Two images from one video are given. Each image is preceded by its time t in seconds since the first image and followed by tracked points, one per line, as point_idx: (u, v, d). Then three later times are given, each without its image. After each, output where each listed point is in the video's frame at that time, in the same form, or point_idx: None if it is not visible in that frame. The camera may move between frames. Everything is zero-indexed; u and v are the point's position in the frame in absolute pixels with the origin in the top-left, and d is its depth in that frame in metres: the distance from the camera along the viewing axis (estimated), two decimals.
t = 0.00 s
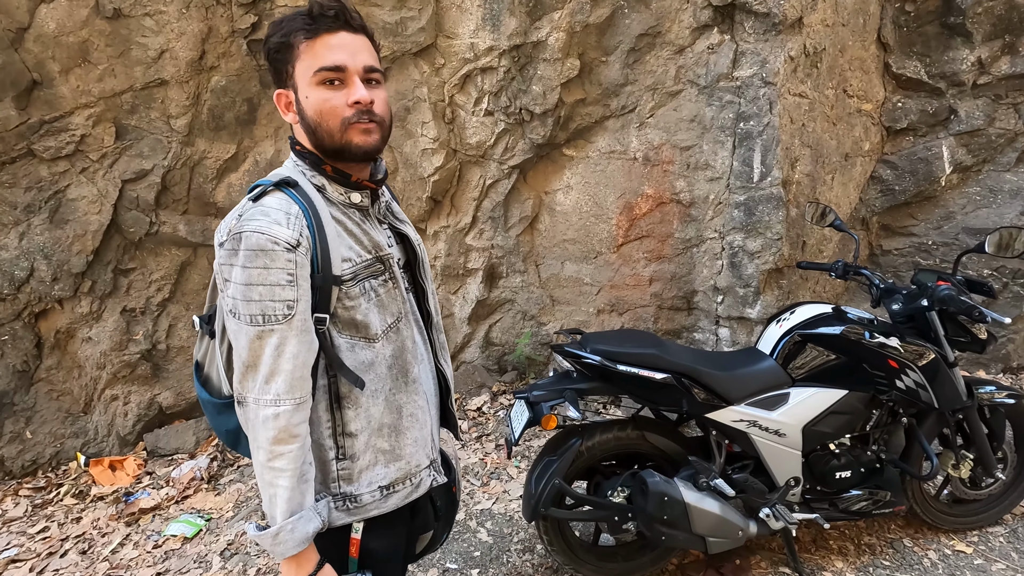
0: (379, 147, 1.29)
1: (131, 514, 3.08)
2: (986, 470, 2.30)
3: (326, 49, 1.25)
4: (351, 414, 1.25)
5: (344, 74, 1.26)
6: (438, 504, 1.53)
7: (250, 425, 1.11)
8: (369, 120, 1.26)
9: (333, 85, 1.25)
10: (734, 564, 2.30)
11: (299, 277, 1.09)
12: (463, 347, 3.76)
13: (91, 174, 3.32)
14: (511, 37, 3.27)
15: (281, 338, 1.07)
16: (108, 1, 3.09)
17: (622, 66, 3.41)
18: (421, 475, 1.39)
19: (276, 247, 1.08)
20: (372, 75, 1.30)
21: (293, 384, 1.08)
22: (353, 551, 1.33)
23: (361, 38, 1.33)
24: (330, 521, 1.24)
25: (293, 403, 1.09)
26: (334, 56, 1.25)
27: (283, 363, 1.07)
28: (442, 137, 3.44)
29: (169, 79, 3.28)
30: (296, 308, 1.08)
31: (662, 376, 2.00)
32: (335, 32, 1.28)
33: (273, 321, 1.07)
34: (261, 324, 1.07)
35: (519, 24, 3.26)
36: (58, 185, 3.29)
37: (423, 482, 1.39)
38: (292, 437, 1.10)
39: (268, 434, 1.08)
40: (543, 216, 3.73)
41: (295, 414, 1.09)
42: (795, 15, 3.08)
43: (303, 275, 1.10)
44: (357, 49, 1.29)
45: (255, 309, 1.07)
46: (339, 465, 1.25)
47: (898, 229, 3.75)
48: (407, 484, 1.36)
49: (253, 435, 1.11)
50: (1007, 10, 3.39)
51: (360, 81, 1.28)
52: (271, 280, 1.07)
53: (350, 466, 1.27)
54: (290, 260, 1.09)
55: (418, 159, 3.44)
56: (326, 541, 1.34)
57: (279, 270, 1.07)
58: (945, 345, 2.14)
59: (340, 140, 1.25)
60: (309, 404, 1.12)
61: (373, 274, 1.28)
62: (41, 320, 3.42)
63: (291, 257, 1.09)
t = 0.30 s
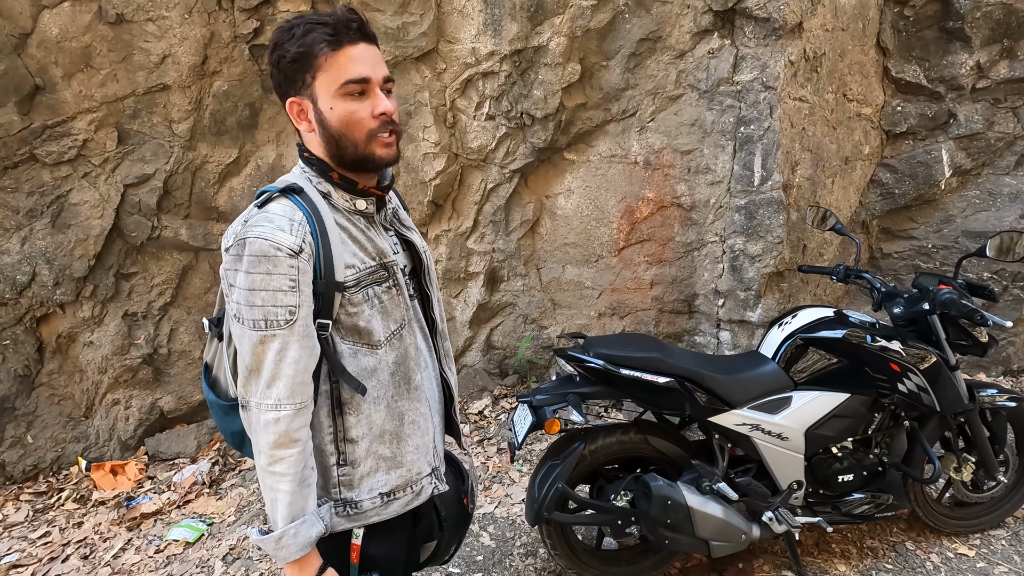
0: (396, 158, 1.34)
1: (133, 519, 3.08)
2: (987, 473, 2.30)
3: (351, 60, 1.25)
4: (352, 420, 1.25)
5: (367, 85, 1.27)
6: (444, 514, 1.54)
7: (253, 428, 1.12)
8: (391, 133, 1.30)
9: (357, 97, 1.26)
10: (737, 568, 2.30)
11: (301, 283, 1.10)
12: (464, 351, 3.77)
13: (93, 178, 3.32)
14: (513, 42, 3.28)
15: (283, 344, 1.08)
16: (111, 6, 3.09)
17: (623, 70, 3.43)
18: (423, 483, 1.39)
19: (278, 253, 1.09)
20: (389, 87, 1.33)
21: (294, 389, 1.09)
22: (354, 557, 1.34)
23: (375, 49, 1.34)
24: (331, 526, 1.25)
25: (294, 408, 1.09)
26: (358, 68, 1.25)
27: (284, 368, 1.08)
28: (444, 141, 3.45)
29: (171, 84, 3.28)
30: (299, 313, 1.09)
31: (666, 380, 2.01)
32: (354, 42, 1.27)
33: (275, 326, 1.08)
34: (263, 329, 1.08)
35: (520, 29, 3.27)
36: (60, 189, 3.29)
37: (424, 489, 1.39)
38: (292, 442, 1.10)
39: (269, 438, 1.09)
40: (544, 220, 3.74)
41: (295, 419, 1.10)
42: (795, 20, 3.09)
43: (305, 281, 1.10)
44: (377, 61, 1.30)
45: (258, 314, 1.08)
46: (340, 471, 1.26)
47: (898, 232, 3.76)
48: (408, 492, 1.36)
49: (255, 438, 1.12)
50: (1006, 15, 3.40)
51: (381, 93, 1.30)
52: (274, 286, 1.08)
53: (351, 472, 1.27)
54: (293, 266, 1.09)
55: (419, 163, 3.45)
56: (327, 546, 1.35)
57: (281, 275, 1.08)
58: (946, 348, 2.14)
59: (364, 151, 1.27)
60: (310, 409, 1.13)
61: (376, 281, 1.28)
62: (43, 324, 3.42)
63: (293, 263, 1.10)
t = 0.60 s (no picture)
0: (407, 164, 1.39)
1: (134, 525, 3.08)
2: (986, 479, 2.31)
3: (366, 71, 1.29)
4: (356, 431, 1.27)
5: (382, 96, 1.30)
6: (448, 521, 1.56)
7: (259, 440, 1.14)
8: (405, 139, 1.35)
9: (374, 106, 1.29)
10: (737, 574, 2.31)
11: (303, 297, 1.12)
12: (464, 356, 3.78)
13: (95, 185, 3.33)
14: (513, 49, 3.31)
15: (286, 357, 1.10)
16: (114, 14, 3.10)
17: (622, 77, 3.45)
18: (427, 490, 1.41)
19: (281, 268, 1.10)
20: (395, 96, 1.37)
21: (298, 401, 1.11)
22: (358, 565, 1.35)
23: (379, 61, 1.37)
24: (337, 535, 1.26)
25: (298, 420, 1.11)
26: (372, 78, 1.28)
27: (288, 381, 1.10)
28: (444, 147, 3.47)
29: (174, 91, 3.28)
30: (301, 327, 1.11)
31: (666, 387, 2.02)
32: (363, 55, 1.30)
33: (278, 341, 1.10)
34: (267, 344, 1.10)
35: (520, 36, 3.30)
36: (63, 196, 3.30)
37: (428, 497, 1.41)
38: (297, 454, 1.12)
39: (274, 450, 1.11)
40: (544, 226, 3.75)
41: (300, 431, 1.12)
42: (793, 28, 3.11)
43: (307, 295, 1.12)
44: (386, 71, 1.34)
45: (261, 329, 1.10)
46: (344, 480, 1.27)
47: (897, 238, 3.78)
48: (412, 499, 1.37)
49: (261, 450, 1.14)
50: (1002, 22, 3.42)
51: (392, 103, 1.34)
52: (277, 301, 1.10)
53: (355, 482, 1.29)
54: (295, 281, 1.11)
55: (420, 169, 3.47)
56: (333, 554, 1.37)
57: (284, 291, 1.10)
58: (944, 355, 2.15)
59: (384, 158, 1.31)
60: (314, 421, 1.14)
61: (377, 293, 1.30)
62: (45, 330, 3.43)
63: (295, 278, 1.12)
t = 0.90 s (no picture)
0: (386, 188, 1.33)
1: (138, 531, 3.08)
2: (989, 485, 2.32)
3: (342, 90, 1.29)
4: (362, 441, 1.27)
5: (354, 116, 1.30)
6: (455, 531, 1.57)
7: (265, 450, 1.15)
8: (376, 163, 1.30)
9: (342, 127, 1.29)
10: None
11: (309, 309, 1.13)
12: (467, 361, 3.78)
13: (99, 191, 3.33)
14: (515, 56, 3.32)
15: (292, 368, 1.10)
16: (118, 21, 3.09)
17: (624, 83, 3.46)
18: (432, 501, 1.41)
19: (287, 280, 1.11)
20: (386, 116, 1.33)
21: (304, 412, 1.11)
22: None
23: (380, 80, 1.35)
24: (342, 545, 1.27)
25: (303, 430, 1.12)
26: (346, 98, 1.29)
27: (294, 392, 1.11)
28: (447, 153, 3.47)
29: (177, 97, 3.28)
30: (307, 339, 1.11)
31: (669, 395, 2.03)
32: (351, 74, 1.31)
33: (284, 352, 1.10)
34: (273, 354, 1.10)
35: (522, 43, 3.31)
36: (67, 203, 3.30)
37: (433, 507, 1.41)
38: (303, 464, 1.13)
39: (280, 460, 1.12)
40: (546, 231, 3.77)
41: (305, 442, 1.12)
42: (795, 34, 3.13)
43: (313, 307, 1.13)
44: (371, 91, 1.31)
45: (268, 340, 1.10)
46: (350, 491, 1.28)
47: (898, 243, 3.80)
48: (417, 510, 1.38)
49: (268, 459, 1.14)
50: (1003, 28, 3.43)
51: (371, 124, 1.31)
52: (283, 312, 1.10)
53: (361, 492, 1.29)
54: (301, 293, 1.12)
55: (423, 175, 3.47)
56: (340, 566, 1.39)
57: (290, 302, 1.10)
58: (946, 362, 2.16)
59: (346, 181, 1.30)
60: (319, 432, 1.15)
61: (383, 304, 1.31)
62: (49, 336, 3.43)
63: (301, 290, 1.12)
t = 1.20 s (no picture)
0: (399, 202, 1.33)
1: (141, 536, 3.08)
2: (992, 490, 2.33)
3: (345, 111, 1.28)
4: (370, 453, 1.28)
5: (358, 136, 1.29)
6: (464, 538, 1.60)
7: (275, 460, 1.15)
8: (385, 180, 1.30)
9: (348, 147, 1.29)
10: None
11: (320, 322, 1.13)
12: (469, 365, 3.78)
13: (103, 197, 3.33)
14: (518, 61, 3.33)
15: (302, 381, 1.11)
16: (122, 27, 3.09)
17: (627, 88, 3.48)
18: (439, 512, 1.42)
19: (298, 293, 1.12)
20: (390, 131, 1.32)
21: (314, 424, 1.12)
22: None
23: (382, 94, 1.32)
24: (349, 555, 1.27)
25: (312, 442, 1.12)
26: (347, 119, 1.28)
27: (303, 405, 1.11)
28: (449, 158, 3.48)
29: (180, 103, 3.28)
30: (317, 352, 1.12)
31: (675, 402, 2.03)
32: (351, 93, 1.29)
33: (295, 365, 1.11)
34: (284, 366, 1.11)
35: (525, 48, 3.32)
36: (70, 208, 3.30)
37: (440, 519, 1.42)
38: (311, 475, 1.13)
39: (289, 471, 1.12)
40: (548, 235, 3.77)
41: (314, 454, 1.13)
42: (797, 40, 3.13)
43: (324, 320, 1.14)
44: (374, 109, 1.30)
45: (279, 352, 1.11)
46: (358, 501, 1.28)
47: (900, 247, 3.82)
48: (425, 522, 1.38)
49: (277, 470, 1.15)
50: (1004, 33, 3.44)
51: (376, 141, 1.30)
52: (294, 325, 1.11)
53: (370, 503, 1.29)
54: (312, 306, 1.12)
55: (426, 180, 3.47)
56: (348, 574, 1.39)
57: (301, 316, 1.11)
58: (950, 368, 2.17)
59: (357, 200, 1.30)
60: (328, 444, 1.16)
61: (393, 317, 1.31)
62: (52, 341, 3.43)
63: (312, 303, 1.13)
